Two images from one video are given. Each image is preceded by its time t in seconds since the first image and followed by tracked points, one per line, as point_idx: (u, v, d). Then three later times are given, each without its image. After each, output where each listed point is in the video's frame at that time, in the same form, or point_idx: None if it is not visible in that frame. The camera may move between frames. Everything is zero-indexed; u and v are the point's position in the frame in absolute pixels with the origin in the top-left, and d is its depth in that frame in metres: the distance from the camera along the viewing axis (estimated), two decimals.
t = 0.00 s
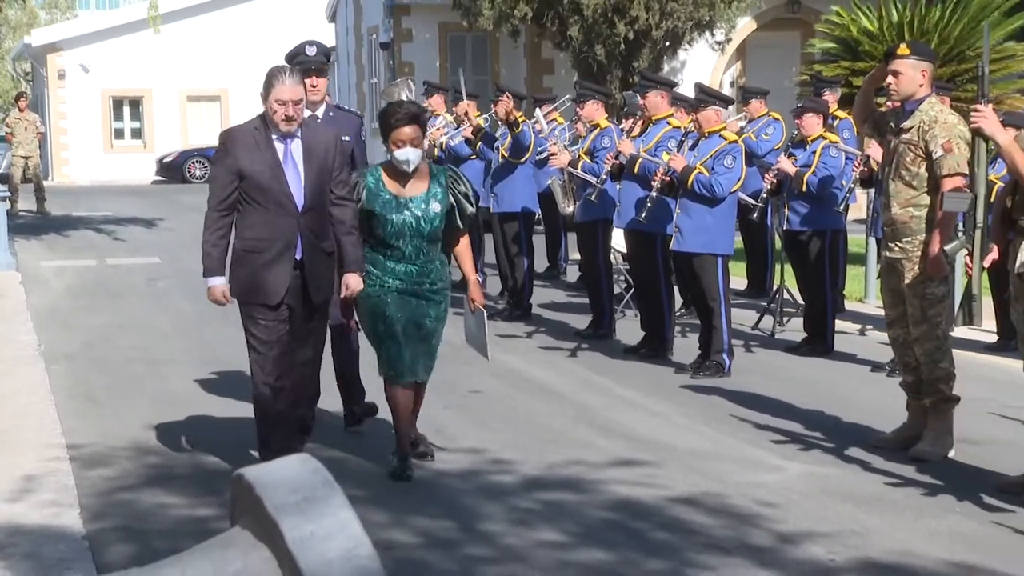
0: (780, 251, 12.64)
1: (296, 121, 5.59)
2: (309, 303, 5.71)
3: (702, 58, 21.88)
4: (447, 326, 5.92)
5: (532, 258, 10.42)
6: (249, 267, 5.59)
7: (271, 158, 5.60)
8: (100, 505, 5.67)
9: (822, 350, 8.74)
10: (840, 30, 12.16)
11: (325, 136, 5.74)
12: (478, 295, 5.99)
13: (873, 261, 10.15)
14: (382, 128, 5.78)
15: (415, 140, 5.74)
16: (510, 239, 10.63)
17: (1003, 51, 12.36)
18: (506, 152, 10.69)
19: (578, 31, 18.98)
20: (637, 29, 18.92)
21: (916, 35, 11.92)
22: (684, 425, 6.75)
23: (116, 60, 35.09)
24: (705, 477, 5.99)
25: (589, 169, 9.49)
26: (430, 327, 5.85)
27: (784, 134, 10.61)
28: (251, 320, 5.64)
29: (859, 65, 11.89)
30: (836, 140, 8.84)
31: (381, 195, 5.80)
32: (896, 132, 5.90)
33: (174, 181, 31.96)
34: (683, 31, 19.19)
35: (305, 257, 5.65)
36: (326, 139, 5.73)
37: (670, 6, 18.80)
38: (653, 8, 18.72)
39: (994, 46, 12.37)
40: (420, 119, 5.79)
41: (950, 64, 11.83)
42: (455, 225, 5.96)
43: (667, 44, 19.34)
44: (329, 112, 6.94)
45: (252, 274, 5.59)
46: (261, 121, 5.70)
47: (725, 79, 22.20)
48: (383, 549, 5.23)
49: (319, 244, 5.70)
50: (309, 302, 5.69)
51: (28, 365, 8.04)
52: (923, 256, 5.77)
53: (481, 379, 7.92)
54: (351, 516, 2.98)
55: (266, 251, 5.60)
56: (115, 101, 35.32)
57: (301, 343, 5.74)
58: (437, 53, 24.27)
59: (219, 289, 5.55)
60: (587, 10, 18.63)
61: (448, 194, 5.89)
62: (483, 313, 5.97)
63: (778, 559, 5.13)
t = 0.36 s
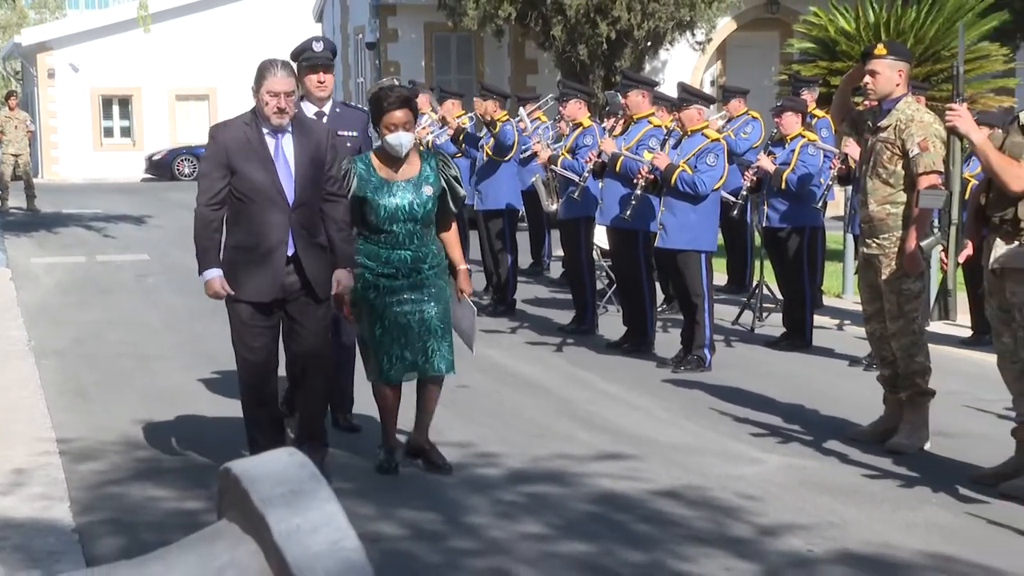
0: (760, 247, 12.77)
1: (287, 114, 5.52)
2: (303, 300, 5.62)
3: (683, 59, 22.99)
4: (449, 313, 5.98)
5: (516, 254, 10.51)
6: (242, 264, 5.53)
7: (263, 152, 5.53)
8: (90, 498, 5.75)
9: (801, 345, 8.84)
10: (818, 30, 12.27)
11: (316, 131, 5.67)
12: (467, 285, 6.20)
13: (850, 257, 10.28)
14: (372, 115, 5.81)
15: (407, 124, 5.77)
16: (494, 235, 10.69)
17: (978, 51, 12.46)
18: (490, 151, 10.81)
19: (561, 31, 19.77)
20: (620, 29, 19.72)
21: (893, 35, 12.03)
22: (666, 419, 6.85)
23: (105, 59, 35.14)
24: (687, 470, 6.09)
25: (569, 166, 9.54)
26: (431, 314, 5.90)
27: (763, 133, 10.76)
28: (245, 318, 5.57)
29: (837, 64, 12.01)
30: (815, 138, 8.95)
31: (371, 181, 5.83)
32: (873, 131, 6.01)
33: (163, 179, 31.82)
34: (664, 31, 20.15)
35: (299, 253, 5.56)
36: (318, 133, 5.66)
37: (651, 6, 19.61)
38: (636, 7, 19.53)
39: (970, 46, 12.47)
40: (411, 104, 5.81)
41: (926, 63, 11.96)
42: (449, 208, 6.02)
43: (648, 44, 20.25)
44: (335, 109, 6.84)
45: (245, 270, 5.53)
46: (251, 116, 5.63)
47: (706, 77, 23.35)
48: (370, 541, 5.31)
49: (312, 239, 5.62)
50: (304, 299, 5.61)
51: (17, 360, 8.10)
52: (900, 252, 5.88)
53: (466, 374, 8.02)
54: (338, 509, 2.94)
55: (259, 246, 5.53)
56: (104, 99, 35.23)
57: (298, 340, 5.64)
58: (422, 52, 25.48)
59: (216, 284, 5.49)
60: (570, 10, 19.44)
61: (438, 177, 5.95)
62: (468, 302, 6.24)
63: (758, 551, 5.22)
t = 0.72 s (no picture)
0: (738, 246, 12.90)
1: (292, 116, 5.27)
2: (306, 312, 5.33)
3: (663, 59, 24.20)
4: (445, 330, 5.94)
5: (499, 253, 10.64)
6: (240, 272, 5.26)
7: (264, 154, 5.24)
8: (80, 492, 5.83)
9: (779, 342, 8.89)
10: (795, 31, 12.43)
11: (324, 136, 5.37)
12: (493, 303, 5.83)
13: (827, 254, 10.42)
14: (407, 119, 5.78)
15: (442, 130, 5.72)
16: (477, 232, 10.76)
17: (952, 52, 12.60)
18: (475, 149, 10.90)
19: (544, 31, 20.96)
20: (602, 30, 20.92)
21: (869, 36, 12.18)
22: (647, 414, 6.96)
23: (94, 59, 35.11)
24: (668, 463, 6.20)
25: (551, 165, 9.77)
26: (426, 326, 5.87)
27: (740, 132, 10.82)
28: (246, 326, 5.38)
29: (814, 65, 12.16)
30: (793, 137, 9.06)
31: (398, 180, 5.73)
32: (850, 130, 6.12)
33: (151, 178, 32.03)
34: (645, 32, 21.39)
35: (298, 259, 5.24)
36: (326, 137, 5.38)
37: (631, 9, 20.88)
38: (617, 10, 20.79)
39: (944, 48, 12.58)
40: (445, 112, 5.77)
41: (902, 64, 12.00)
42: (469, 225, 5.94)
43: (629, 45, 21.37)
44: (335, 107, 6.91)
45: (245, 279, 5.25)
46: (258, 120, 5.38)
47: (686, 78, 24.46)
48: (355, 533, 5.40)
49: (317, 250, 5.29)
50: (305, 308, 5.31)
51: (7, 356, 8.18)
52: (876, 249, 5.98)
53: (451, 369, 8.11)
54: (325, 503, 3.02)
55: (257, 252, 5.23)
56: (93, 99, 35.23)
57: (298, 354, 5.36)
58: (407, 52, 26.17)
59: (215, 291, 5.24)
60: (553, 11, 20.56)
61: (463, 194, 5.86)
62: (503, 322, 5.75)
63: (736, 543, 5.33)
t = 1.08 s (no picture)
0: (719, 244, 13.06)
1: (298, 108, 5.26)
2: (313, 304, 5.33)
3: (647, 60, 24.54)
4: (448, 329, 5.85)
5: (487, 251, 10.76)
6: (245, 267, 5.24)
7: (271, 148, 5.21)
8: (71, 488, 5.91)
9: (760, 338, 8.97)
10: (776, 33, 12.78)
11: (329, 129, 5.37)
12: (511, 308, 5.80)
13: (809, 252, 10.55)
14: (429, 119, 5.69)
15: (464, 134, 5.65)
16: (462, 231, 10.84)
17: (929, 54, 12.83)
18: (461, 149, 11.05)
19: (529, 33, 21.27)
20: (585, 31, 21.24)
21: (847, 39, 12.47)
22: (630, 409, 7.07)
23: (85, 59, 35.10)
24: (651, 458, 6.30)
25: (538, 163, 9.87)
26: (431, 323, 5.79)
27: (722, 132, 11.01)
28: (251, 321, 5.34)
29: (794, 66, 12.47)
30: (774, 138, 9.22)
31: (419, 178, 5.65)
32: (830, 130, 6.23)
33: (143, 178, 32.03)
34: (628, 34, 21.73)
35: (304, 254, 5.26)
36: (331, 130, 5.37)
37: (615, 10, 21.29)
38: (601, 13, 21.14)
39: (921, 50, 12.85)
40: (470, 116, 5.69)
41: (880, 66, 12.26)
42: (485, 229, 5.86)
43: (613, 46, 21.72)
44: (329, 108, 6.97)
45: (252, 273, 5.24)
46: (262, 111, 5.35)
47: (669, 79, 24.82)
48: (343, 528, 5.49)
49: (324, 242, 5.32)
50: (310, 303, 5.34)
51: None
52: (855, 247, 6.09)
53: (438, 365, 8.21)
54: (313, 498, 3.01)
55: (262, 247, 5.22)
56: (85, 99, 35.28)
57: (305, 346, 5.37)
58: (394, 53, 26.36)
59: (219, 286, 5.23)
60: (539, 13, 21.01)
61: (483, 198, 5.77)
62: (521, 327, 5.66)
63: (718, 536, 5.43)
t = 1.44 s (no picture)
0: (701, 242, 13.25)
1: (292, 115, 5.25)
2: (306, 311, 5.39)
3: (630, 62, 25.16)
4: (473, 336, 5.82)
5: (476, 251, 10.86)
6: (241, 277, 5.28)
7: (265, 157, 5.24)
8: (63, 483, 6.00)
9: (741, 333, 9.05)
10: (757, 36, 13.30)
11: (324, 135, 5.38)
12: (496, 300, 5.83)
13: (790, 249, 10.70)
14: (406, 131, 5.66)
15: (442, 140, 5.62)
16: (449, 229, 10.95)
17: (906, 56, 13.31)
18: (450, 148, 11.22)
19: (515, 35, 21.39)
20: (570, 33, 21.61)
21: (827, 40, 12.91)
22: (613, 404, 7.19)
23: (76, 60, 35.17)
24: (634, 452, 6.42)
25: (522, 163, 9.94)
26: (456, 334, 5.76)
27: (705, 133, 11.17)
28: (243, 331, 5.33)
29: (773, 69, 13.03)
30: (755, 138, 9.35)
31: (410, 199, 5.60)
32: (810, 130, 6.33)
33: (134, 176, 32.01)
34: (611, 36, 22.36)
35: (300, 265, 5.30)
36: (325, 136, 5.38)
37: (600, 13, 21.73)
38: (585, 14, 21.48)
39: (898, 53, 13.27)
40: (445, 120, 5.66)
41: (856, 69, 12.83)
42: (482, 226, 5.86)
43: (598, 47, 22.42)
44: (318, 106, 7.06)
45: (245, 281, 5.27)
46: (255, 118, 5.36)
47: (652, 82, 25.64)
48: (332, 521, 5.59)
49: (318, 249, 5.35)
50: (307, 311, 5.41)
51: None
52: (835, 245, 6.21)
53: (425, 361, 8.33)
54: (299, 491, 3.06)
55: (259, 258, 5.27)
56: (77, 100, 35.32)
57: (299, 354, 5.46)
58: (382, 55, 26.60)
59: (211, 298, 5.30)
60: (523, 16, 21.10)
61: (475, 195, 5.77)
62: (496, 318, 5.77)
63: (700, 528, 5.55)
